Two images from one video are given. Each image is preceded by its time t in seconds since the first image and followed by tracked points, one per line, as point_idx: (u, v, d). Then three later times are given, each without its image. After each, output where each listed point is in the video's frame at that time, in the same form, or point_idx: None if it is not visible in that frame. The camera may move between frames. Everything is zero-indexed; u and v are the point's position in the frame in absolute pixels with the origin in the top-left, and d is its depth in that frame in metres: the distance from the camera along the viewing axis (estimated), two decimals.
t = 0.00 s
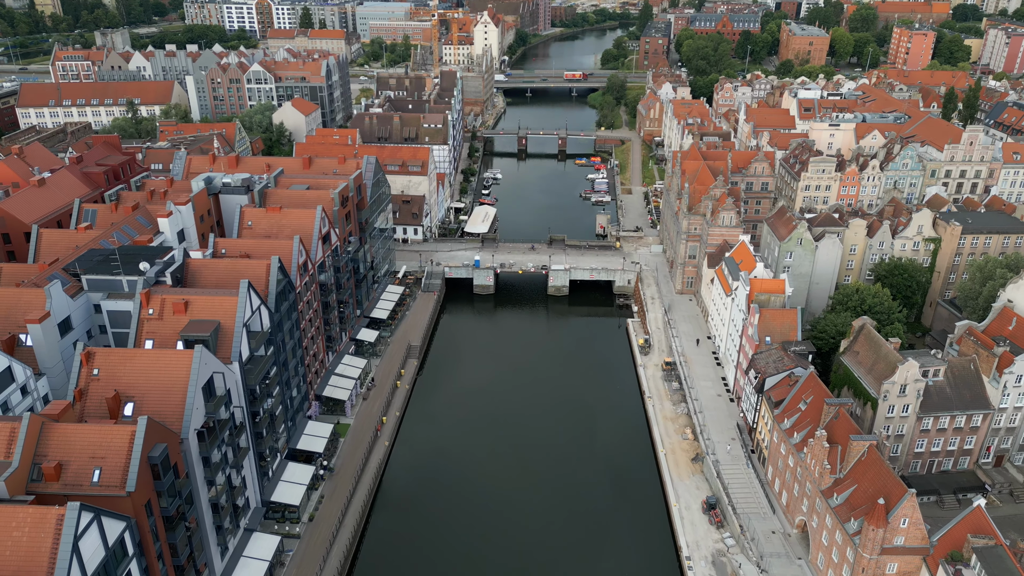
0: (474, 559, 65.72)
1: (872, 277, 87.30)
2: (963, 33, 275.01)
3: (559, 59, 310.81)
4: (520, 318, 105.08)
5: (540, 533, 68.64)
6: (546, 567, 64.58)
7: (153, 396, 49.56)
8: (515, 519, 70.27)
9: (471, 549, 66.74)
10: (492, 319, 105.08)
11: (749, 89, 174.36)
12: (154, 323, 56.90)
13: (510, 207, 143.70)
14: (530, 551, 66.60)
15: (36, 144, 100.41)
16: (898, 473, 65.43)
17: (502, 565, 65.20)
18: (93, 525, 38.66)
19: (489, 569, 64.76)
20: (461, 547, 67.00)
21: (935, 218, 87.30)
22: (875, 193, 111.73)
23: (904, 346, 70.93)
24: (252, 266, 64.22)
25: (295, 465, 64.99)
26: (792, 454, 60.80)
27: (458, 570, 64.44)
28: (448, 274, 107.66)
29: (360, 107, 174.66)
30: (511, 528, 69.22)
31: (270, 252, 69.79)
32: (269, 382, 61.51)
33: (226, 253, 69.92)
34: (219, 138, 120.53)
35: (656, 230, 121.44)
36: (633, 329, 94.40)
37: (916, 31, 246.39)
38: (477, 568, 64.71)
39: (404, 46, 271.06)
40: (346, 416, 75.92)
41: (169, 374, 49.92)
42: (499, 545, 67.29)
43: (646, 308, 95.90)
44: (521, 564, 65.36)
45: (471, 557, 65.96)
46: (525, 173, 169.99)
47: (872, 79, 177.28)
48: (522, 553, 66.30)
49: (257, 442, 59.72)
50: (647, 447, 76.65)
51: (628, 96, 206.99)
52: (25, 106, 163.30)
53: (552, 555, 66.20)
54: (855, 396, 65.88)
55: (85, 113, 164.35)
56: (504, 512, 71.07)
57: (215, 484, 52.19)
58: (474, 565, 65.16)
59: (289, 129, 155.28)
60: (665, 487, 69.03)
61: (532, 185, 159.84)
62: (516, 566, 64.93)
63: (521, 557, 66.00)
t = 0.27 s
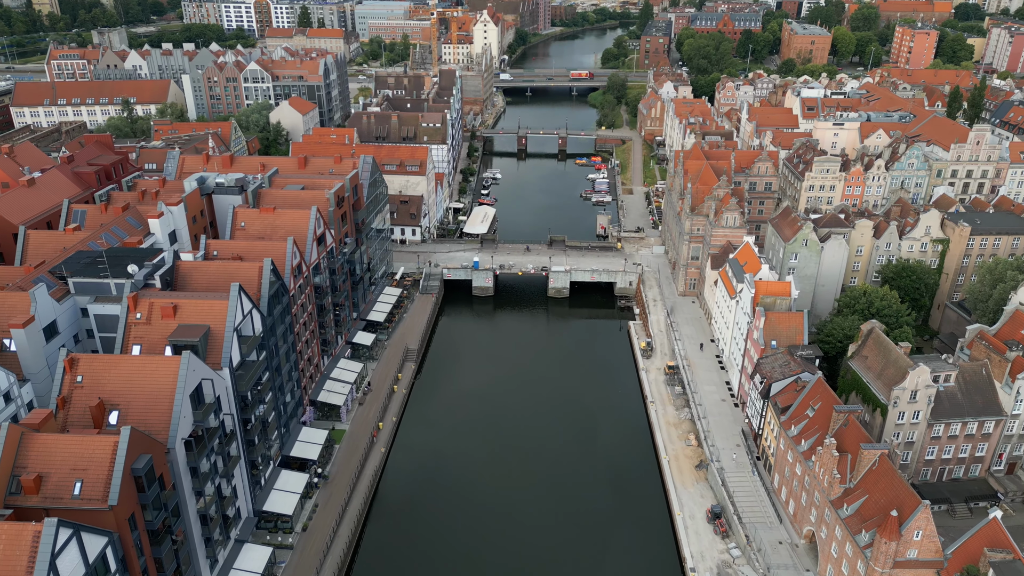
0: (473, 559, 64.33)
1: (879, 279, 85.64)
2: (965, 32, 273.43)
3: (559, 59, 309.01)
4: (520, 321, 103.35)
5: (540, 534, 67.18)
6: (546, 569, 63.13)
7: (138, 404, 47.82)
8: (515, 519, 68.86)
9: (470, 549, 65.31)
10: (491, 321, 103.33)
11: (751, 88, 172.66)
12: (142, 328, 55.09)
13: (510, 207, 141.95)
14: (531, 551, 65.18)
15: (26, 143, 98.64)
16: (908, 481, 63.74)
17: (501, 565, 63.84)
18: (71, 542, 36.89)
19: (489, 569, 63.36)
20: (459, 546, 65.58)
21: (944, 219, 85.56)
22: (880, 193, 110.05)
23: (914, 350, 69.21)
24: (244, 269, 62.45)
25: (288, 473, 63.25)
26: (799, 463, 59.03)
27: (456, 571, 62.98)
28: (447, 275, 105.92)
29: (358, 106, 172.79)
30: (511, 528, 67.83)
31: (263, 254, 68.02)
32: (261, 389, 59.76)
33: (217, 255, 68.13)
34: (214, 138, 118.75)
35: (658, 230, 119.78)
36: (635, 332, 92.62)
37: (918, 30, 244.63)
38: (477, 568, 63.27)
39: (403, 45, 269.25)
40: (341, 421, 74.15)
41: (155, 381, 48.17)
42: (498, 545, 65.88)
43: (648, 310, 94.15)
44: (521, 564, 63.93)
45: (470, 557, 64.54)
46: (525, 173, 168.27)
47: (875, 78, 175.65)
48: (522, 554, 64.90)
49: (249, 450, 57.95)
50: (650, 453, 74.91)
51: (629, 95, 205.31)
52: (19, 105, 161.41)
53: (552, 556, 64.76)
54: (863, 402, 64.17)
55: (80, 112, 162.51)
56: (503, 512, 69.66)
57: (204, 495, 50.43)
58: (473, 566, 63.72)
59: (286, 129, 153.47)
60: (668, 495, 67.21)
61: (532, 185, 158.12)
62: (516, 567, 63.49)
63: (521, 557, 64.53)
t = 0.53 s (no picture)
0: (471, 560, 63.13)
1: (885, 281, 83.97)
2: (968, 31, 271.67)
3: (559, 58, 307.18)
4: (519, 323, 101.59)
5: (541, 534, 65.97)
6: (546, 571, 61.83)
7: (122, 413, 46.09)
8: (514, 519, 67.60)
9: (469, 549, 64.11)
10: (490, 324, 101.56)
11: (753, 88, 170.98)
12: (129, 333, 53.34)
13: (509, 207, 140.17)
14: (531, 552, 63.95)
15: (16, 143, 96.91)
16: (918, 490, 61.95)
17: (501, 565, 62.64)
18: (47, 560, 35.10)
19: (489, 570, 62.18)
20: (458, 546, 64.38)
21: (952, 219, 83.84)
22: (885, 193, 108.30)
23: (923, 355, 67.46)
24: (235, 271, 60.67)
25: (281, 481, 61.48)
26: (807, 471, 57.26)
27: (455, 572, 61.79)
28: (445, 277, 104.14)
29: (356, 106, 170.94)
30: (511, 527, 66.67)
31: (255, 256, 66.23)
32: (252, 395, 58.00)
33: (208, 257, 66.33)
34: (209, 137, 117.00)
35: (659, 231, 118.05)
36: (637, 335, 90.85)
37: (921, 29, 242.88)
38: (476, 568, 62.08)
39: (402, 44, 267.47)
40: (336, 427, 72.37)
41: (140, 388, 46.40)
42: (498, 545, 64.68)
43: (650, 312, 92.37)
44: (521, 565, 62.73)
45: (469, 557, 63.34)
46: (525, 172, 166.54)
47: (878, 77, 173.96)
48: (522, 554, 63.67)
49: (239, 458, 56.15)
50: (653, 460, 73.15)
51: (629, 95, 203.54)
52: (13, 104, 159.57)
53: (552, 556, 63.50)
54: (873, 408, 62.45)
55: (75, 111, 160.75)
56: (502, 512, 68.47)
57: (192, 506, 48.65)
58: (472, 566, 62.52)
59: (283, 128, 151.66)
60: (672, 503, 65.40)
61: (531, 185, 156.37)
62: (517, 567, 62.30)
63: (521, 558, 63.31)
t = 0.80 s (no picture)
0: (470, 558, 62.20)
1: (893, 283, 82.25)
2: (971, 31, 270.05)
3: (559, 58, 305.57)
4: (519, 325, 99.81)
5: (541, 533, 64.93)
6: (546, 572, 60.47)
7: (105, 422, 44.34)
8: (512, 518, 66.69)
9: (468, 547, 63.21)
10: (489, 326, 99.79)
11: (755, 86, 169.21)
12: (115, 338, 51.56)
13: (509, 208, 138.36)
14: (532, 551, 62.71)
15: (6, 142, 95.14)
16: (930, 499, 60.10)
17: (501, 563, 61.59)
18: None
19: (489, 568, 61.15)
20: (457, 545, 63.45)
21: (961, 220, 82.02)
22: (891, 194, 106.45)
23: (934, 359, 65.62)
24: (226, 274, 58.85)
25: (273, 490, 59.70)
26: (816, 480, 55.45)
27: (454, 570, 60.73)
28: (444, 279, 102.34)
29: (354, 105, 169.10)
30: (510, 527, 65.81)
31: (247, 258, 64.36)
32: (243, 402, 56.15)
33: (199, 259, 64.55)
34: (204, 136, 115.21)
35: (661, 232, 116.28)
36: (639, 338, 89.13)
37: (923, 29, 241.00)
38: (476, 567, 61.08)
39: (401, 44, 265.79)
40: (331, 434, 70.55)
41: (124, 397, 44.65)
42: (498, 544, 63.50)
43: (652, 315, 90.64)
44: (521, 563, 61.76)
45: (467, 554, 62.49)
46: (525, 172, 164.80)
47: (882, 76, 172.14)
48: (523, 553, 62.49)
49: (229, 468, 54.31)
50: (656, 467, 71.36)
51: (630, 94, 201.72)
52: (8, 103, 157.72)
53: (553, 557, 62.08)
54: (883, 415, 60.72)
55: (70, 110, 158.97)
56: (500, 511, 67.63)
57: (179, 519, 46.85)
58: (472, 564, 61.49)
59: (280, 127, 149.84)
60: (675, 512, 63.65)
61: (531, 185, 154.57)
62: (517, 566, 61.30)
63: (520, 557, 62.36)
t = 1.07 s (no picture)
0: (469, 560, 61.35)
1: (901, 285, 80.57)
2: (974, 30, 268.20)
3: (559, 57, 303.79)
4: (519, 328, 98.05)
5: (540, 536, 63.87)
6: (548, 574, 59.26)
7: (88, 433, 42.61)
8: (513, 519, 65.77)
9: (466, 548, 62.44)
10: (489, 329, 98.02)
11: (758, 86, 167.55)
12: (101, 344, 49.81)
13: (508, 208, 136.57)
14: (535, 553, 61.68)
15: None
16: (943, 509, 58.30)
17: (500, 565, 60.81)
18: None
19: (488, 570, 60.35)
20: (455, 546, 62.55)
21: (971, 221, 80.21)
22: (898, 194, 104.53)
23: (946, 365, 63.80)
24: (217, 277, 57.04)
25: (266, 500, 57.96)
26: (826, 491, 53.65)
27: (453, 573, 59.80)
28: (443, 281, 100.56)
29: (352, 104, 167.27)
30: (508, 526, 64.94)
31: (239, 261, 62.54)
32: (234, 409, 54.34)
33: (190, 262, 62.74)
34: (199, 136, 113.40)
35: (664, 233, 114.54)
36: (641, 342, 87.34)
37: (926, 27, 239.22)
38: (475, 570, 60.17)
39: (400, 43, 263.95)
40: (327, 441, 68.74)
41: (108, 406, 42.92)
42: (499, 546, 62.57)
43: (655, 318, 88.91)
44: (519, 565, 60.98)
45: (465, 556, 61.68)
46: (524, 172, 163.13)
47: (886, 75, 170.41)
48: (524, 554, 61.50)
49: (220, 478, 52.54)
50: (660, 474, 69.59)
51: (631, 93, 199.95)
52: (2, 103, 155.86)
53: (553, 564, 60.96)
54: (894, 422, 58.99)
55: (65, 110, 157.21)
56: (499, 511, 66.63)
57: (166, 533, 45.08)
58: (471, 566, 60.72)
59: (277, 127, 148.03)
60: (680, 522, 61.85)
61: (532, 185, 152.85)
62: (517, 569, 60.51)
63: (519, 559, 61.50)
